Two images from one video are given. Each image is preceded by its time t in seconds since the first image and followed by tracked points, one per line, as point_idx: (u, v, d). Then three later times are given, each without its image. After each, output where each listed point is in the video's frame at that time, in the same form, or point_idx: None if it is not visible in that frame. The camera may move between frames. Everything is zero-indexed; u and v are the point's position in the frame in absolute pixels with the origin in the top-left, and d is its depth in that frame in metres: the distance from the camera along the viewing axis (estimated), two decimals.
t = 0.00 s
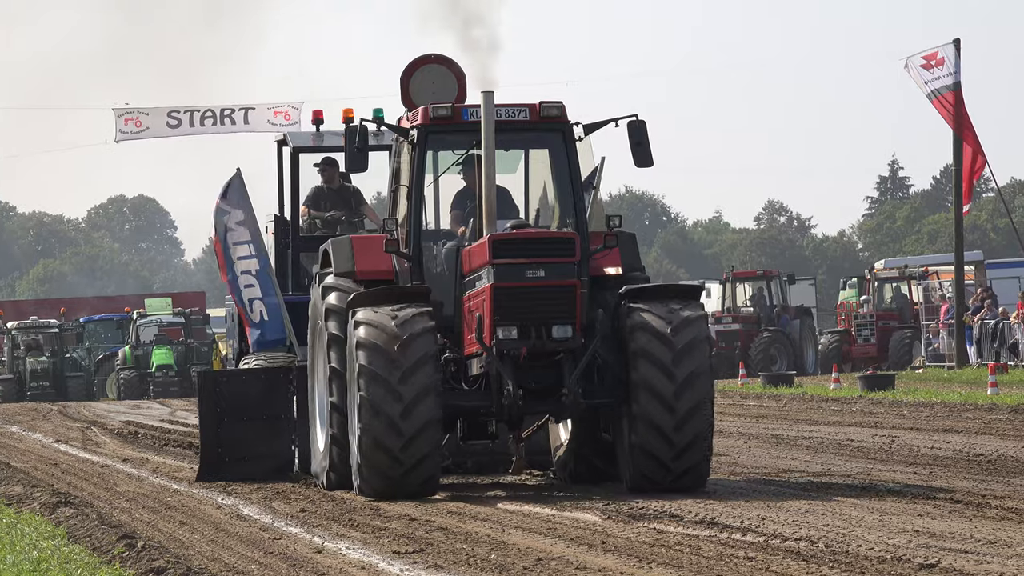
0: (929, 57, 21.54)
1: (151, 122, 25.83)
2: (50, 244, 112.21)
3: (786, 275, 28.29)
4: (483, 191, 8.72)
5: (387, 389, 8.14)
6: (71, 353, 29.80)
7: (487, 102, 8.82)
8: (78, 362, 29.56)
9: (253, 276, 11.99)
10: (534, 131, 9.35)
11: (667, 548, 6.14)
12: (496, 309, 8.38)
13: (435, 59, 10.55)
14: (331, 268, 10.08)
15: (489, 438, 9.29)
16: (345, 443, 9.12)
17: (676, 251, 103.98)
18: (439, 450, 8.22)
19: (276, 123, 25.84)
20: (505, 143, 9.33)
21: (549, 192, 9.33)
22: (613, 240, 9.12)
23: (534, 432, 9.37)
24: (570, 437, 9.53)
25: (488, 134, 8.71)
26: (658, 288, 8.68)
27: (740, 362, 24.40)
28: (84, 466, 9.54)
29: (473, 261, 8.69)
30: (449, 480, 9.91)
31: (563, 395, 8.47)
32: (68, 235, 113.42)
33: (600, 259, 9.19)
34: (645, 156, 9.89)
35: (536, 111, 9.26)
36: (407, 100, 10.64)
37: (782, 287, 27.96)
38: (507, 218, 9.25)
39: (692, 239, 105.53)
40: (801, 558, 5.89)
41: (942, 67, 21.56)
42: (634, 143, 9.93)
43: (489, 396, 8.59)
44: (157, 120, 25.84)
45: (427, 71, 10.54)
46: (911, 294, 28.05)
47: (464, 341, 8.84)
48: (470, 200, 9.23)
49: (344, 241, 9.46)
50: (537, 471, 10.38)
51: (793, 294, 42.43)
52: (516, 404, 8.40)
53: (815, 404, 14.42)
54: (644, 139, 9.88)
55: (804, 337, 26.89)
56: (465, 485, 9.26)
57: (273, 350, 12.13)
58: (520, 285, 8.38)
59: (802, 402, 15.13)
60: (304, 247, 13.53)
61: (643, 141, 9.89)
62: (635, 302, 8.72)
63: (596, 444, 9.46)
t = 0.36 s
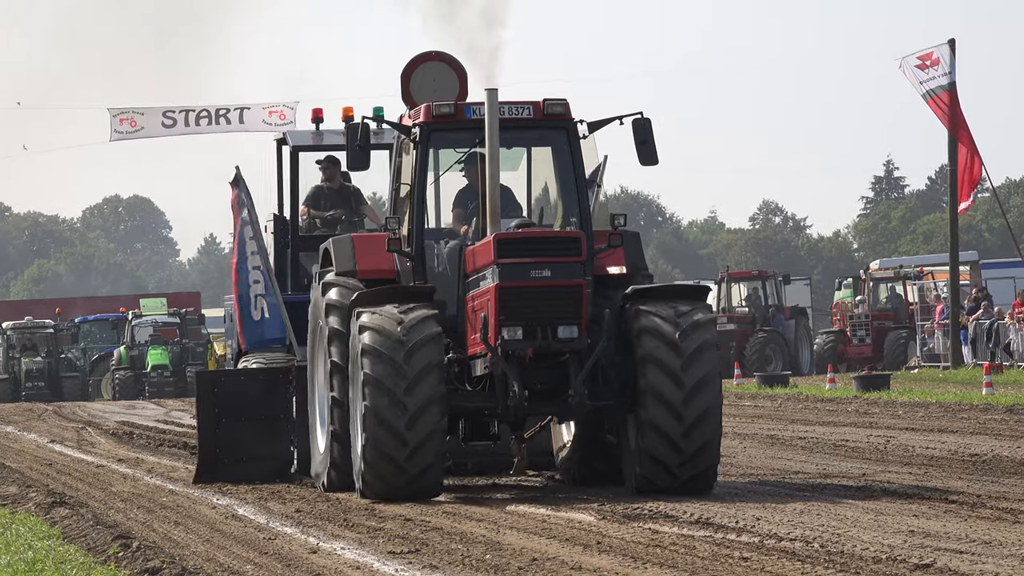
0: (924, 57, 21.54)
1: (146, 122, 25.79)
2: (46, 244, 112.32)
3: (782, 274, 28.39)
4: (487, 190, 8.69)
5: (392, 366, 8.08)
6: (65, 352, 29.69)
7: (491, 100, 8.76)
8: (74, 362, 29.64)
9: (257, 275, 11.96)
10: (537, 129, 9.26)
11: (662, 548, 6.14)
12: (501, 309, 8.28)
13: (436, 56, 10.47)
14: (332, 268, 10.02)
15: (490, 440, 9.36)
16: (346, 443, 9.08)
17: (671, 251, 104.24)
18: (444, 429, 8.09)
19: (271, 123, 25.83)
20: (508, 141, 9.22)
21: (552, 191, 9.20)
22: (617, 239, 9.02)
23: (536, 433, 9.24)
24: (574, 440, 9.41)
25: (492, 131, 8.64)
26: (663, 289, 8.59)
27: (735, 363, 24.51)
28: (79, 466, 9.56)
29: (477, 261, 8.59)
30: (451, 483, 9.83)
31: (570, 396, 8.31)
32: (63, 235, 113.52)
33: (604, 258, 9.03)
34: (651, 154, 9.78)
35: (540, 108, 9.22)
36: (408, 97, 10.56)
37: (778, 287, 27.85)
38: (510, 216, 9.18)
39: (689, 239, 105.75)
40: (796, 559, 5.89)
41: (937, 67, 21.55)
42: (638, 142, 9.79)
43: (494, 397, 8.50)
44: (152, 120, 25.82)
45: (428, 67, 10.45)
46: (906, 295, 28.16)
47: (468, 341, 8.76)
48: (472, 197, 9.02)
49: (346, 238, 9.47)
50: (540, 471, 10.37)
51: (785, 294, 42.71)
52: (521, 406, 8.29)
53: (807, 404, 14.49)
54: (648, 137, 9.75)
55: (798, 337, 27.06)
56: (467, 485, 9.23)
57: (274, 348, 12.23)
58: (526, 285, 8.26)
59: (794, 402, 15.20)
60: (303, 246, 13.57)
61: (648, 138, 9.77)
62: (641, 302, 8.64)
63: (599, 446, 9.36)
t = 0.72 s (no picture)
0: (922, 58, 21.57)
1: (144, 122, 25.81)
2: (43, 244, 112.49)
3: (779, 274, 28.46)
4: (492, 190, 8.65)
5: (394, 347, 8.05)
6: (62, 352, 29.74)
7: (496, 98, 8.77)
8: (71, 362, 29.70)
9: (255, 274, 11.85)
10: (543, 128, 9.18)
11: (660, 548, 6.14)
12: (507, 310, 8.22)
13: (440, 53, 10.29)
14: (334, 268, 9.97)
15: (495, 441, 9.24)
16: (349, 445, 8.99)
17: (668, 251, 104.46)
18: (444, 409, 8.02)
19: (268, 123, 25.83)
20: (513, 139, 9.17)
21: (557, 190, 9.16)
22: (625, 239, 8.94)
23: (541, 435, 9.20)
24: (580, 441, 9.36)
25: (499, 130, 8.66)
26: (672, 289, 8.51)
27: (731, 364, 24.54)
28: (77, 466, 9.57)
29: (481, 260, 8.51)
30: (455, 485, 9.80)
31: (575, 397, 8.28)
32: (59, 235, 113.78)
33: (610, 258, 8.97)
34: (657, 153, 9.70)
35: (546, 107, 9.09)
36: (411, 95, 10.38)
37: (775, 287, 27.84)
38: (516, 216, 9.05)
39: (685, 239, 105.96)
40: (794, 559, 5.89)
41: (934, 68, 21.61)
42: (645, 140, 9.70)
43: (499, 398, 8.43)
44: (149, 121, 25.83)
45: (431, 65, 10.29)
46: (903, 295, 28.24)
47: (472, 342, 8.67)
48: (477, 196, 9.05)
49: (349, 238, 9.34)
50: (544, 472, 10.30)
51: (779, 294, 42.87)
52: (526, 407, 8.26)
53: (805, 405, 14.53)
54: (656, 135, 9.66)
55: (795, 337, 27.11)
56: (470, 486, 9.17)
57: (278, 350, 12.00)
58: (533, 285, 8.21)
59: (791, 402, 15.24)
60: (305, 246, 13.59)
61: (655, 137, 9.66)
62: (649, 301, 8.55)
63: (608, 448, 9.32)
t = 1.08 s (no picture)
0: (916, 57, 21.56)
1: (138, 122, 25.83)
2: (38, 245, 112.78)
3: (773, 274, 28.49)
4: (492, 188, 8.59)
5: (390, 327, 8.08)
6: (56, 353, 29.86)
7: (496, 96, 8.69)
8: (65, 362, 29.75)
9: (250, 275, 11.87)
10: (544, 125, 9.14)
11: (654, 548, 6.13)
12: (507, 310, 8.17)
13: (440, 50, 10.28)
14: (333, 267, 9.97)
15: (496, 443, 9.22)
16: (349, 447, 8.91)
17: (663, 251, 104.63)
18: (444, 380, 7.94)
19: (262, 123, 25.82)
20: (514, 137, 9.13)
21: (558, 188, 9.12)
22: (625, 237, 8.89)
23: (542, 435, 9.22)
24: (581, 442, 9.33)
25: (498, 128, 8.60)
26: (674, 287, 8.44)
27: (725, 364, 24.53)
28: (72, 467, 9.57)
29: (481, 260, 8.47)
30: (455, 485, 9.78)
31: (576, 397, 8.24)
32: (54, 235, 114.01)
33: (611, 257, 8.96)
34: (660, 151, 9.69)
35: (546, 105, 9.04)
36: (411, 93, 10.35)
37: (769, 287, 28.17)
38: (516, 215, 9.02)
39: (681, 239, 106.11)
40: (788, 559, 5.88)
41: (929, 67, 21.57)
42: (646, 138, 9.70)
43: (499, 398, 8.40)
44: (143, 120, 25.84)
45: (432, 62, 10.28)
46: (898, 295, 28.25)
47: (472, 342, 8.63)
48: (478, 195, 9.00)
49: (348, 238, 9.28)
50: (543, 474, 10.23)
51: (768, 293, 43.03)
52: (527, 407, 8.20)
53: (799, 404, 14.54)
54: (658, 133, 9.66)
55: (790, 337, 27.13)
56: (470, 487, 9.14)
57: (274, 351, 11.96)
58: (533, 285, 8.16)
59: (785, 402, 15.26)
60: (303, 245, 13.61)
61: (657, 135, 9.66)
62: (651, 301, 8.47)
63: (608, 451, 9.27)
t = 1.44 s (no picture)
0: (903, 58, 21.57)
1: (125, 121, 25.82)
2: (26, 245, 113.14)
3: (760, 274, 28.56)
4: (487, 188, 8.56)
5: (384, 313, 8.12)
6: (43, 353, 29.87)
7: (491, 91, 8.64)
8: (52, 362, 29.80)
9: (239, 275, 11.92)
10: (539, 122, 9.10)
11: (640, 548, 6.14)
12: (503, 310, 8.09)
13: (433, 47, 10.22)
14: (325, 266, 9.99)
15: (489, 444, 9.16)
16: (341, 449, 8.83)
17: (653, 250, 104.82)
18: (440, 355, 7.89)
19: (250, 122, 25.80)
20: (508, 134, 9.07)
21: (553, 185, 9.06)
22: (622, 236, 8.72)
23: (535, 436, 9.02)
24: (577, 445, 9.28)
25: (493, 125, 8.50)
26: (671, 287, 8.36)
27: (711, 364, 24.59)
28: (59, 466, 9.57)
29: (478, 259, 8.41)
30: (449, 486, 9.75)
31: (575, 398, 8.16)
32: (42, 235, 114.31)
33: (607, 256, 8.87)
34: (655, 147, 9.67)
35: (541, 101, 9.03)
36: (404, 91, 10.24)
37: (755, 287, 28.20)
38: (511, 214, 9.01)
39: (671, 239, 106.32)
40: (775, 559, 5.88)
41: (916, 68, 21.56)
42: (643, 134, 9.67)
43: (495, 399, 8.30)
44: (130, 119, 25.83)
45: (425, 59, 10.19)
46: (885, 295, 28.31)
47: (467, 342, 8.61)
48: (471, 193, 8.89)
49: (339, 236, 9.30)
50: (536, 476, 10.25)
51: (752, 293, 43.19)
52: (524, 409, 8.15)
53: (785, 405, 14.57)
54: (654, 130, 9.65)
55: (777, 338, 27.18)
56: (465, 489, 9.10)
57: (265, 350, 11.96)
58: (530, 284, 8.08)
59: (769, 402, 15.29)
60: (294, 243, 13.60)
61: (653, 132, 9.65)
62: (648, 300, 8.38)
63: (604, 453, 9.20)
